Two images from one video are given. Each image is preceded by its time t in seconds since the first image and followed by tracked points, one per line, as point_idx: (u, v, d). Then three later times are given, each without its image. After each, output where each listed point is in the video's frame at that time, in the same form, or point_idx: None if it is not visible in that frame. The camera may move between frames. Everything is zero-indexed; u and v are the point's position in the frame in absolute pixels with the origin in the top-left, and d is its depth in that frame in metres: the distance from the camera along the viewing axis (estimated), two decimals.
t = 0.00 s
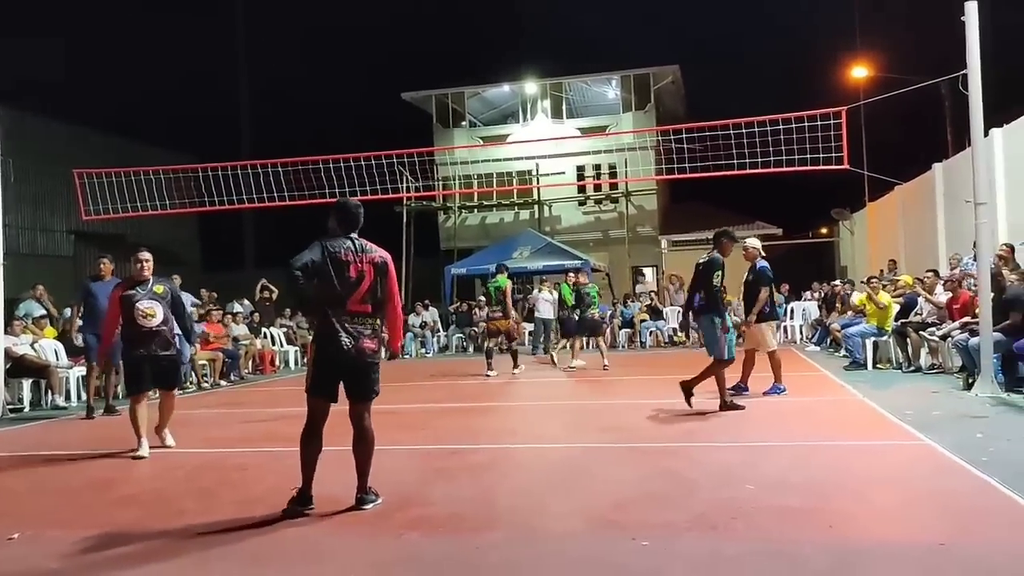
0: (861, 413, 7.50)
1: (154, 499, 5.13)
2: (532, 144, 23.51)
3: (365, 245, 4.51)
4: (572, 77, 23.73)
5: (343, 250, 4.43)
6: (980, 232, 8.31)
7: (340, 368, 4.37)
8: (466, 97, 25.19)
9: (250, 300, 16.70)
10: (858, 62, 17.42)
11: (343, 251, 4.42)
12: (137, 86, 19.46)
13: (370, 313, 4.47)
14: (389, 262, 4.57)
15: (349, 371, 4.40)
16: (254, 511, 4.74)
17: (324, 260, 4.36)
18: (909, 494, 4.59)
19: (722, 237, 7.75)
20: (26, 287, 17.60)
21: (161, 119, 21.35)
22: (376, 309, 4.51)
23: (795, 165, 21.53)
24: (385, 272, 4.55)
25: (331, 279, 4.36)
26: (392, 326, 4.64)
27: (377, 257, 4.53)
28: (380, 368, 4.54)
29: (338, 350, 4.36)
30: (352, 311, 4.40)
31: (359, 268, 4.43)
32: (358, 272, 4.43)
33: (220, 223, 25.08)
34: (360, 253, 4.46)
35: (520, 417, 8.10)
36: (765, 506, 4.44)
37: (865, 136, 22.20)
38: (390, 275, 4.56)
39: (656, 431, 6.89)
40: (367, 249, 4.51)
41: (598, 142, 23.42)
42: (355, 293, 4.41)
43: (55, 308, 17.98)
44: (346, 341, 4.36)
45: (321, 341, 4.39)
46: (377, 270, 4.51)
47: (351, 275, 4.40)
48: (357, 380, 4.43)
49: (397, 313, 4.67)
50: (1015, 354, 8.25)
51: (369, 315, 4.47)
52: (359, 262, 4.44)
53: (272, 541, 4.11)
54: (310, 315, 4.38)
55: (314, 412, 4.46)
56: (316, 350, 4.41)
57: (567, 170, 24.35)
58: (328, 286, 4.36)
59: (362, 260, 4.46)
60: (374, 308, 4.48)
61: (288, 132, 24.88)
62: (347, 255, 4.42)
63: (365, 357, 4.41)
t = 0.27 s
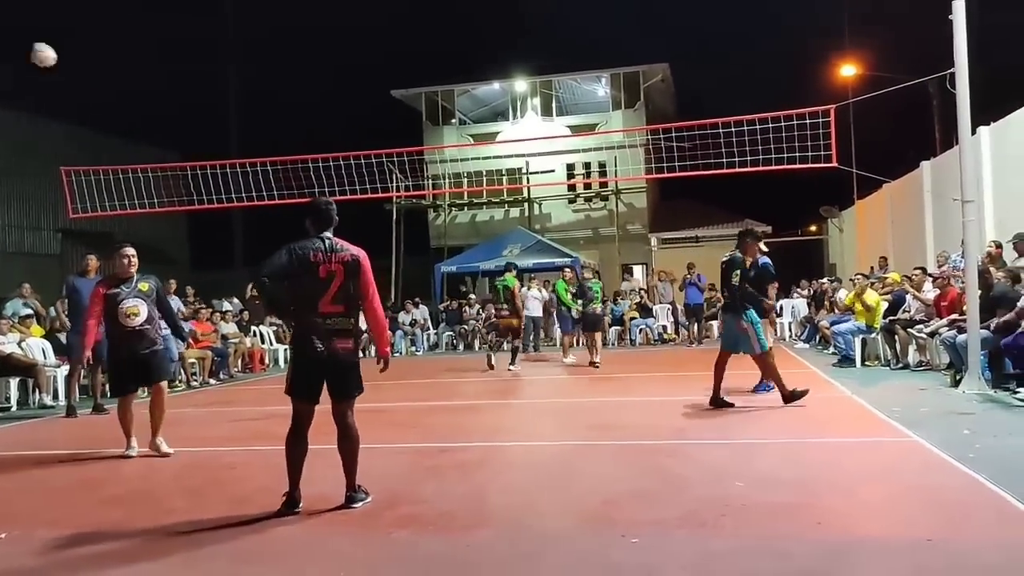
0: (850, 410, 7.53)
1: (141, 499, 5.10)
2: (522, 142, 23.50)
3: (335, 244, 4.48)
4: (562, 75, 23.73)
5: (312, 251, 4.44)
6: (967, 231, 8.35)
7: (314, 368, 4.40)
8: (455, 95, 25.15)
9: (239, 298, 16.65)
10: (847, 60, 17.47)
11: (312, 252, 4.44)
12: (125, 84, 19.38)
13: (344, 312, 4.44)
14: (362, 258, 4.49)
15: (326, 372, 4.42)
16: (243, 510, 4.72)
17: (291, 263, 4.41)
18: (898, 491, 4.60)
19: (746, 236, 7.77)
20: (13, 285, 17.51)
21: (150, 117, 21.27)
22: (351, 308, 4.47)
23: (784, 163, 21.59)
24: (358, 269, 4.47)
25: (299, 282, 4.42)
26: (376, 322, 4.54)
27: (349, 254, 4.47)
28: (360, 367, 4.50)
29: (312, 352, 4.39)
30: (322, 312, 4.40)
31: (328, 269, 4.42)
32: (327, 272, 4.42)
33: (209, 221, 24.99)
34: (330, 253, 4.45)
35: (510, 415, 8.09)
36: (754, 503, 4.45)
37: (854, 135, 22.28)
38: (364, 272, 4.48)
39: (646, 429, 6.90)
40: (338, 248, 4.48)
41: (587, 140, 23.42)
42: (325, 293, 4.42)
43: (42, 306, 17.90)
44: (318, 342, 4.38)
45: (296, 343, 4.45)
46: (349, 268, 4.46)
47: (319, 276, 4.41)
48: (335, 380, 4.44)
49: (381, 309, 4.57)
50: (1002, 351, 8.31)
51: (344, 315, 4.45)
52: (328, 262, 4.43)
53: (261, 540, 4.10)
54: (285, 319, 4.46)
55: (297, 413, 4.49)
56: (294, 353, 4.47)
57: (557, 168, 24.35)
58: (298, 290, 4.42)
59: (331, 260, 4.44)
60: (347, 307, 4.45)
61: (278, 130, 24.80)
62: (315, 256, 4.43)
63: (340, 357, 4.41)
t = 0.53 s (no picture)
0: (843, 408, 7.54)
1: (133, 498, 5.08)
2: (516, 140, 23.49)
3: (309, 241, 4.47)
4: (556, 73, 23.73)
5: (286, 250, 4.44)
6: (959, 228, 8.39)
7: (294, 368, 4.42)
8: (449, 93, 25.13)
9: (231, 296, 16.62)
10: (840, 58, 17.51)
11: (286, 252, 4.43)
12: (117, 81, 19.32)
13: (321, 310, 4.45)
14: (337, 254, 4.49)
15: (306, 371, 4.44)
16: (235, 509, 4.71)
17: (267, 264, 4.42)
18: (890, 488, 4.61)
19: (775, 232, 7.87)
20: (4, 283, 17.45)
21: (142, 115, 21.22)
22: (328, 305, 4.47)
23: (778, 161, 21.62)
24: (333, 265, 4.48)
25: (275, 282, 4.42)
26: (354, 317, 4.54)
27: (324, 251, 4.47)
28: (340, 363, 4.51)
29: (290, 351, 4.41)
30: (299, 311, 4.41)
31: (303, 267, 4.43)
32: (302, 271, 4.42)
33: (202, 219, 24.92)
34: (304, 251, 4.44)
35: (503, 413, 8.09)
36: (747, 500, 4.46)
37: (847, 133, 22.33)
38: (340, 268, 4.48)
39: (639, 427, 6.90)
40: (313, 244, 4.47)
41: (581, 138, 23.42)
42: (300, 292, 4.42)
43: (34, 304, 17.86)
44: (296, 342, 4.40)
45: (276, 344, 4.46)
46: (324, 264, 4.46)
47: (294, 275, 4.41)
48: (315, 379, 4.45)
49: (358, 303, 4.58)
50: (994, 348, 8.35)
51: (320, 312, 4.45)
52: (303, 261, 4.42)
53: (254, 539, 4.09)
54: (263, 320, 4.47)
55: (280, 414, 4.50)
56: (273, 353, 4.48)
57: (551, 166, 24.34)
58: (274, 291, 4.42)
59: (306, 258, 4.44)
60: (324, 305, 4.45)
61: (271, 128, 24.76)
62: (289, 255, 4.42)
63: (319, 355, 4.42)
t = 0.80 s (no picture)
0: (836, 405, 7.56)
1: (126, 495, 5.08)
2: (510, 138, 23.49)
3: (285, 237, 4.45)
4: (550, 70, 23.71)
5: (262, 249, 4.45)
6: (952, 226, 8.41)
7: (272, 368, 4.43)
8: (443, 90, 25.10)
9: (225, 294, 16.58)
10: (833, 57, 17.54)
11: (262, 250, 4.45)
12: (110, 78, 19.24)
13: (297, 308, 4.43)
14: (313, 250, 4.44)
15: (284, 370, 4.44)
16: (228, 506, 4.71)
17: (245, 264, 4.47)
18: (883, 485, 4.63)
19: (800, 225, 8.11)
20: None
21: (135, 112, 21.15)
22: (305, 302, 4.45)
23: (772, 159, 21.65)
24: (309, 261, 4.43)
25: (253, 282, 4.46)
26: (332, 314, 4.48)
27: (298, 247, 4.44)
28: (318, 361, 4.49)
29: (268, 351, 4.43)
30: (275, 310, 4.42)
31: (278, 265, 4.42)
32: (278, 269, 4.42)
33: (195, 216, 24.86)
34: (279, 248, 4.43)
35: (497, 410, 8.10)
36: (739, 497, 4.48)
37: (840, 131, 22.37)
38: (315, 264, 4.43)
39: (633, 424, 6.92)
40: (289, 241, 4.45)
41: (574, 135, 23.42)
42: (276, 291, 4.43)
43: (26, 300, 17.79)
44: (272, 341, 4.42)
45: (257, 343, 4.51)
46: (299, 261, 4.43)
47: (269, 274, 4.42)
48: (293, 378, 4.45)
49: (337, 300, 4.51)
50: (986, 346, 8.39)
51: (297, 311, 4.43)
52: (277, 259, 4.42)
53: (247, 536, 4.09)
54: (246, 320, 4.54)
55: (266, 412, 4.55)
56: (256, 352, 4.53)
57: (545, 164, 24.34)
58: (253, 290, 4.47)
59: (281, 256, 4.42)
60: (300, 303, 4.43)
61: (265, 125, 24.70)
62: (265, 254, 4.44)
63: (295, 353, 4.42)
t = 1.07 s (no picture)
0: (828, 404, 7.58)
1: (118, 492, 5.07)
2: (504, 136, 23.49)
3: (271, 236, 4.46)
4: (543, 69, 23.71)
5: (249, 248, 4.47)
6: (942, 226, 8.45)
7: (259, 367, 4.44)
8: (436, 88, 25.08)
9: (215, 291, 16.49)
10: (826, 56, 17.57)
11: (248, 249, 4.46)
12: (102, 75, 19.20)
13: (283, 307, 4.44)
14: (298, 248, 4.44)
15: (270, 369, 4.44)
16: (221, 503, 4.70)
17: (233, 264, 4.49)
18: (873, 484, 4.66)
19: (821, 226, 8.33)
20: None
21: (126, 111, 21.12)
22: (291, 301, 4.46)
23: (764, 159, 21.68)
24: (294, 260, 4.43)
25: (240, 281, 4.48)
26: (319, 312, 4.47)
27: (284, 246, 4.43)
28: (304, 361, 4.49)
29: (254, 350, 4.44)
30: (262, 309, 4.43)
31: (264, 264, 4.43)
32: (264, 268, 4.43)
33: (186, 213, 24.79)
34: (265, 247, 4.44)
35: (490, 408, 8.11)
36: (731, 495, 4.50)
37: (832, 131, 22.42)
38: (300, 263, 4.42)
39: (625, 422, 6.94)
40: (274, 240, 4.45)
41: (567, 134, 23.43)
42: (262, 290, 4.44)
43: (16, 298, 17.67)
44: (258, 340, 4.43)
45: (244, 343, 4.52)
46: (285, 260, 4.43)
47: (255, 273, 4.43)
48: (279, 378, 4.45)
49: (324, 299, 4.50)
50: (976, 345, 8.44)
51: (283, 310, 4.44)
52: (263, 258, 4.43)
53: (240, 533, 4.09)
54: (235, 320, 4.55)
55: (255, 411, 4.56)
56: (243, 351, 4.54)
57: (538, 162, 24.34)
58: (240, 289, 4.48)
59: (267, 255, 4.43)
60: (285, 302, 4.44)
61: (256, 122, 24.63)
62: (251, 253, 4.45)
63: (281, 352, 4.42)
